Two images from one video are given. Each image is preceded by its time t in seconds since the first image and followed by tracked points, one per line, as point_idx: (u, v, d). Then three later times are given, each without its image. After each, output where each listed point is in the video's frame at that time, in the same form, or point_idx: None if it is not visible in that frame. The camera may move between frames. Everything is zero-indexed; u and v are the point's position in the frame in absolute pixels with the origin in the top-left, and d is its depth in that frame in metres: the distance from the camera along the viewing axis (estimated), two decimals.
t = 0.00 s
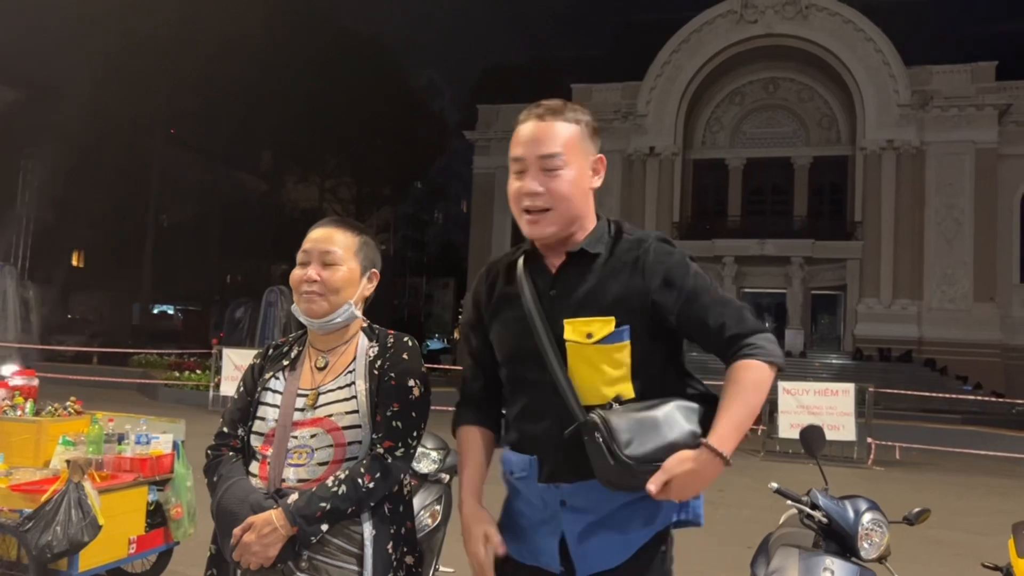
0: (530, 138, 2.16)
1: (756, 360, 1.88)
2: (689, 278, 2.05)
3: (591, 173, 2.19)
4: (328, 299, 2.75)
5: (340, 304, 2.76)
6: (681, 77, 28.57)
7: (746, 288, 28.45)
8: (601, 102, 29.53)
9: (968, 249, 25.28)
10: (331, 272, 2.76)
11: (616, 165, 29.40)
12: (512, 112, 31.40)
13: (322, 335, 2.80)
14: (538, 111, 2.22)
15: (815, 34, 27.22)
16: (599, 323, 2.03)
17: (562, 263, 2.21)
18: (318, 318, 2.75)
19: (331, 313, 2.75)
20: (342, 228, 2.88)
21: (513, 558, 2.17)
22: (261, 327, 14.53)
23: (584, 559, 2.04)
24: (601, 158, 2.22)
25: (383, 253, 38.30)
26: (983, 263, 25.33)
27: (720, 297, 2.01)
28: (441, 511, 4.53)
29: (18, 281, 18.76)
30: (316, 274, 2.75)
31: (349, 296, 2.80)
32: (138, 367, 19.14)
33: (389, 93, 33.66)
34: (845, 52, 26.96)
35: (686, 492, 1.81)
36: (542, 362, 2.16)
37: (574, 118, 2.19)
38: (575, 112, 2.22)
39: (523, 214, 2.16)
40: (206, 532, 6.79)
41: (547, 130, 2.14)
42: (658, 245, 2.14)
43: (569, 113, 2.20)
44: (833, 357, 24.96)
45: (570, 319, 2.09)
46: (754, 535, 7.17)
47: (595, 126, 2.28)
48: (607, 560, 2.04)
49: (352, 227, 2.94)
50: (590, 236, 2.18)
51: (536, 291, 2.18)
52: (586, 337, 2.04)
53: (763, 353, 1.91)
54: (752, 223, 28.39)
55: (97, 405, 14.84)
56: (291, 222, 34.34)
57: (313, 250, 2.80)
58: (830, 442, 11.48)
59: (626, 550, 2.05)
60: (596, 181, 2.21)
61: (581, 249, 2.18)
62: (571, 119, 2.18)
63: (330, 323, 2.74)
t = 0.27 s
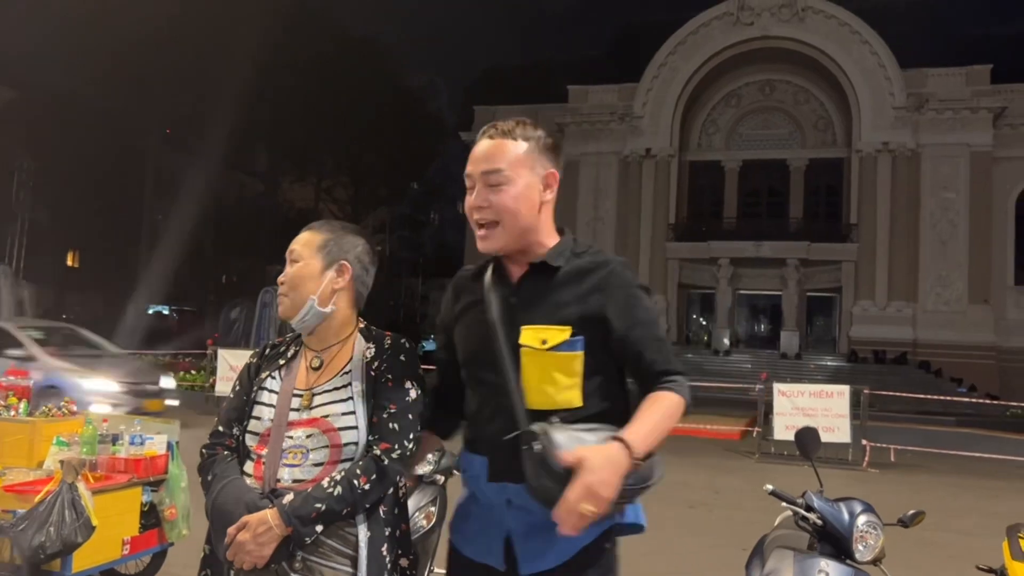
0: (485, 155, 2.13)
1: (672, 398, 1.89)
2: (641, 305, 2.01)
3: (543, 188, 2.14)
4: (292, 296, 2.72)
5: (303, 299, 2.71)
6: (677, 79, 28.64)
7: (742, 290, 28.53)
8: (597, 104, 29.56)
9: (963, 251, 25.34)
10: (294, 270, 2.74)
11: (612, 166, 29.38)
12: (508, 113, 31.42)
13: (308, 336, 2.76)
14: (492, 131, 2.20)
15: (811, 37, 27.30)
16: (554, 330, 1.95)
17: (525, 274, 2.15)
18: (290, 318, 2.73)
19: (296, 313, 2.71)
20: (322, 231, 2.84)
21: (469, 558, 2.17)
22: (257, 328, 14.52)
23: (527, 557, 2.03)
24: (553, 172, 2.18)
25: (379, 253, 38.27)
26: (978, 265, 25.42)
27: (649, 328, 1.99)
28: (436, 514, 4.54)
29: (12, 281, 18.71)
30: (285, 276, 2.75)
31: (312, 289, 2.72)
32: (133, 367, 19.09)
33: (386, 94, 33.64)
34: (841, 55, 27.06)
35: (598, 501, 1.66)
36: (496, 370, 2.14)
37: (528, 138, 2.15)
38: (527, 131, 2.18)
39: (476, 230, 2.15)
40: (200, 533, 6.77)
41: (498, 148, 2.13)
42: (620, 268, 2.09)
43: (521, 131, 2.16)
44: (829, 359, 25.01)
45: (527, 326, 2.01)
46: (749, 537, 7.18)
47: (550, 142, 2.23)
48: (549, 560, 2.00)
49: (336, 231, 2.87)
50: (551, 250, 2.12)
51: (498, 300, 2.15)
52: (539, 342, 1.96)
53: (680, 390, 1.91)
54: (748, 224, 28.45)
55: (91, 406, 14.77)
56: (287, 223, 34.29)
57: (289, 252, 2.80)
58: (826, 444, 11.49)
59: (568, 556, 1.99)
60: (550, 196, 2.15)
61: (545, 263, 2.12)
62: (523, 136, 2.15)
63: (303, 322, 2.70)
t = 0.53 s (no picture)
0: (468, 157, 2.34)
1: (576, 392, 2.10)
2: (574, 303, 2.23)
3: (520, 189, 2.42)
4: (286, 298, 2.70)
5: (298, 300, 2.69)
6: (675, 79, 28.67)
7: (738, 290, 28.52)
8: (595, 104, 29.53)
9: (959, 252, 25.39)
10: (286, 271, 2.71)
11: (609, 166, 29.33)
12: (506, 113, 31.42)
13: (304, 336, 2.74)
14: (470, 132, 2.36)
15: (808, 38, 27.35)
16: (509, 325, 2.18)
17: (488, 269, 2.40)
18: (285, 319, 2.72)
19: (291, 314, 2.69)
20: (311, 231, 2.80)
21: (436, 540, 2.46)
22: (253, 326, 14.48)
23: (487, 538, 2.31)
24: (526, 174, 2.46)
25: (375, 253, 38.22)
26: (973, 266, 25.46)
27: (587, 320, 2.22)
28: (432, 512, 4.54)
29: (7, 279, 18.64)
30: (278, 278, 2.71)
31: (307, 291, 2.69)
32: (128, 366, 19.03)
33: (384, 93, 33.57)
34: (838, 56, 27.11)
35: (442, 402, 2.09)
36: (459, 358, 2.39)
37: (507, 142, 2.37)
38: (506, 136, 2.39)
39: (467, 229, 2.34)
40: (194, 533, 6.76)
41: (488, 153, 2.32)
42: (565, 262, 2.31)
43: (501, 135, 2.37)
44: (825, 359, 25.01)
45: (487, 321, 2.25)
46: (744, 537, 7.19)
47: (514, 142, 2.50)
48: (508, 542, 2.30)
49: (328, 230, 2.83)
50: (514, 249, 2.37)
51: (462, 293, 2.40)
52: (495, 335, 2.19)
53: (583, 386, 2.11)
54: (745, 225, 28.47)
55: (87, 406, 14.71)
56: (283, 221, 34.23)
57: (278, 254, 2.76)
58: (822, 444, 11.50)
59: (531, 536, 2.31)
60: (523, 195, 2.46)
61: (507, 259, 2.37)
62: (505, 140, 2.37)
63: (298, 324, 2.68)
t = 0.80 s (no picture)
0: (456, 152, 2.47)
1: (555, 376, 2.22)
2: (558, 290, 2.39)
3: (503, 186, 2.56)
4: (283, 297, 2.65)
5: (295, 299, 2.63)
6: (673, 78, 28.69)
7: (736, 289, 28.59)
8: (593, 102, 29.53)
9: (956, 252, 25.44)
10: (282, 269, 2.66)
11: (608, 165, 29.30)
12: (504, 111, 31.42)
13: (300, 332, 2.69)
14: (460, 129, 2.53)
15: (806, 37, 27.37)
16: (504, 318, 2.35)
17: (477, 265, 2.54)
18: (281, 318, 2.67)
19: (287, 312, 2.65)
20: (307, 229, 2.76)
21: (425, 536, 2.52)
22: (251, 324, 14.46)
23: (482, 532, 2.37)
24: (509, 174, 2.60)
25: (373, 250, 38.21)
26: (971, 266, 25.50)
27: (572, 304, 2.37)
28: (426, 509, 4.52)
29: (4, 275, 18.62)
30: (274, 276, 2.66)
31: (304, 288, 2.65)
32: (126, 362, 19.02)
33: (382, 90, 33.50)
34: (836, 55, 27.14)
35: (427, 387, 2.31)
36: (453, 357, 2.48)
37: (491, 140, 2.52)
38: (491, 136, 2.56)
39: (456, 218, 2.45)
40: (190, 531, 6.75)
41: (474, 147, 2.47)
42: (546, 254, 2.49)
43: (487, 133, 2.53)
44: (822, 358, 25.08)
45: (480, 315, 2.41)
46: (739, 536, 7.20)
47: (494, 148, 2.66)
48: (499, 534, 2.37)
49: (324, 227, 2.79)
50: (500, 245, 2.52)
51: (454, 290, 2.52)
52: (491, 328, 2.36)
53: (561, 367, 2.24)
54: (742, 224, 28.54)
55: (83, 402, 14.69)
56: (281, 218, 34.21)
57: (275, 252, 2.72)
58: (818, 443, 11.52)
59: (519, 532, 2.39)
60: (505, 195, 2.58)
61: (494, 254, 2.52)
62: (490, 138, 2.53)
63: (292, 322, 2.65)
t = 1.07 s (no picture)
0: (438, 151, 2.40)
1: (556, 352, 2.18)
2: (552, 279, 2.36)
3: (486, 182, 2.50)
4: (289, 296, 2.55)
5: (302, 297, 2.55)
6: (673, 75, 28.66)
7: (735, 286, 28.60)
8: (593, 99, 29.50)
9: (955, 249, 25.43)
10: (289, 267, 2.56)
11: (607, 161, 29.26)
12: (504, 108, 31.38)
13: (301, 329, 2.60)
14: (438, 130, 2.47)
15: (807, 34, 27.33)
16: (500, 310, 2.33)
17: (467, 262, 2.49)
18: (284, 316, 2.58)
19: (293, 310, 2.55)
20: (309, 223, 2.67)
21: (427, 533, 2.48)
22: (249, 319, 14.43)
23: (486, 526, 2.36)
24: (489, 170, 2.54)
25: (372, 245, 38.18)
26: (969, 263, 25.50)
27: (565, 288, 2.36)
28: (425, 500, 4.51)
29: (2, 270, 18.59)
30: (276, 275, 2.57)
31: (311, 288, 2.57)
32: (124, 358, 19.01)
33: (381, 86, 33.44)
34: (836, 52, 27.10)
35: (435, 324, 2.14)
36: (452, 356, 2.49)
37: (470, 137, 2.47)
38: (468, 134, 2.50)
39: (445, 216, 2.39)
40: (188, 526, 6.75)
41: (452, 146, 2.41)
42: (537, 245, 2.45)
43: (463, 131, 2.47)
44: (820, 356, 25.10)
45: (475, 310, 2.37)
46: (738, 533, 7.21)
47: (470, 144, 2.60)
48: (507, 527, 2.38)
49: (325, 222, 2.70)
50: (491, 240, 2.48)
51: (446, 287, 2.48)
52: (487, 323, 2.33)
53: (563, 344, 2.20)
54: (741, 221, 28.52)
55: (81, 396, 14.68)
56: (280, 214, 34.19)
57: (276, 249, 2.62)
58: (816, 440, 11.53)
59: (532, 517, 2.40)
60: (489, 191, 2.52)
61: (485, 250, 2.47)
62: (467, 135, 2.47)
63: (298, 318, 2.55)
